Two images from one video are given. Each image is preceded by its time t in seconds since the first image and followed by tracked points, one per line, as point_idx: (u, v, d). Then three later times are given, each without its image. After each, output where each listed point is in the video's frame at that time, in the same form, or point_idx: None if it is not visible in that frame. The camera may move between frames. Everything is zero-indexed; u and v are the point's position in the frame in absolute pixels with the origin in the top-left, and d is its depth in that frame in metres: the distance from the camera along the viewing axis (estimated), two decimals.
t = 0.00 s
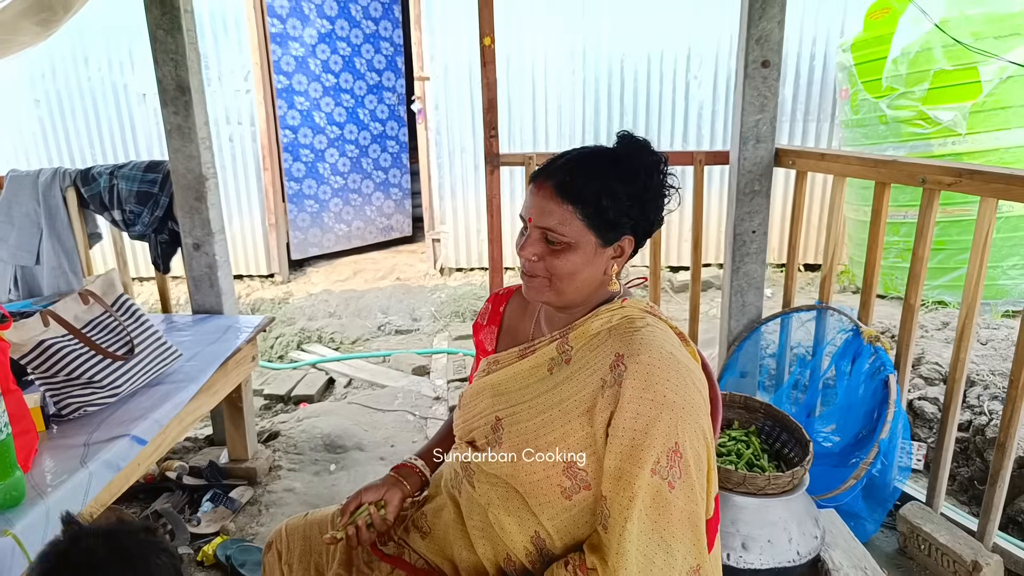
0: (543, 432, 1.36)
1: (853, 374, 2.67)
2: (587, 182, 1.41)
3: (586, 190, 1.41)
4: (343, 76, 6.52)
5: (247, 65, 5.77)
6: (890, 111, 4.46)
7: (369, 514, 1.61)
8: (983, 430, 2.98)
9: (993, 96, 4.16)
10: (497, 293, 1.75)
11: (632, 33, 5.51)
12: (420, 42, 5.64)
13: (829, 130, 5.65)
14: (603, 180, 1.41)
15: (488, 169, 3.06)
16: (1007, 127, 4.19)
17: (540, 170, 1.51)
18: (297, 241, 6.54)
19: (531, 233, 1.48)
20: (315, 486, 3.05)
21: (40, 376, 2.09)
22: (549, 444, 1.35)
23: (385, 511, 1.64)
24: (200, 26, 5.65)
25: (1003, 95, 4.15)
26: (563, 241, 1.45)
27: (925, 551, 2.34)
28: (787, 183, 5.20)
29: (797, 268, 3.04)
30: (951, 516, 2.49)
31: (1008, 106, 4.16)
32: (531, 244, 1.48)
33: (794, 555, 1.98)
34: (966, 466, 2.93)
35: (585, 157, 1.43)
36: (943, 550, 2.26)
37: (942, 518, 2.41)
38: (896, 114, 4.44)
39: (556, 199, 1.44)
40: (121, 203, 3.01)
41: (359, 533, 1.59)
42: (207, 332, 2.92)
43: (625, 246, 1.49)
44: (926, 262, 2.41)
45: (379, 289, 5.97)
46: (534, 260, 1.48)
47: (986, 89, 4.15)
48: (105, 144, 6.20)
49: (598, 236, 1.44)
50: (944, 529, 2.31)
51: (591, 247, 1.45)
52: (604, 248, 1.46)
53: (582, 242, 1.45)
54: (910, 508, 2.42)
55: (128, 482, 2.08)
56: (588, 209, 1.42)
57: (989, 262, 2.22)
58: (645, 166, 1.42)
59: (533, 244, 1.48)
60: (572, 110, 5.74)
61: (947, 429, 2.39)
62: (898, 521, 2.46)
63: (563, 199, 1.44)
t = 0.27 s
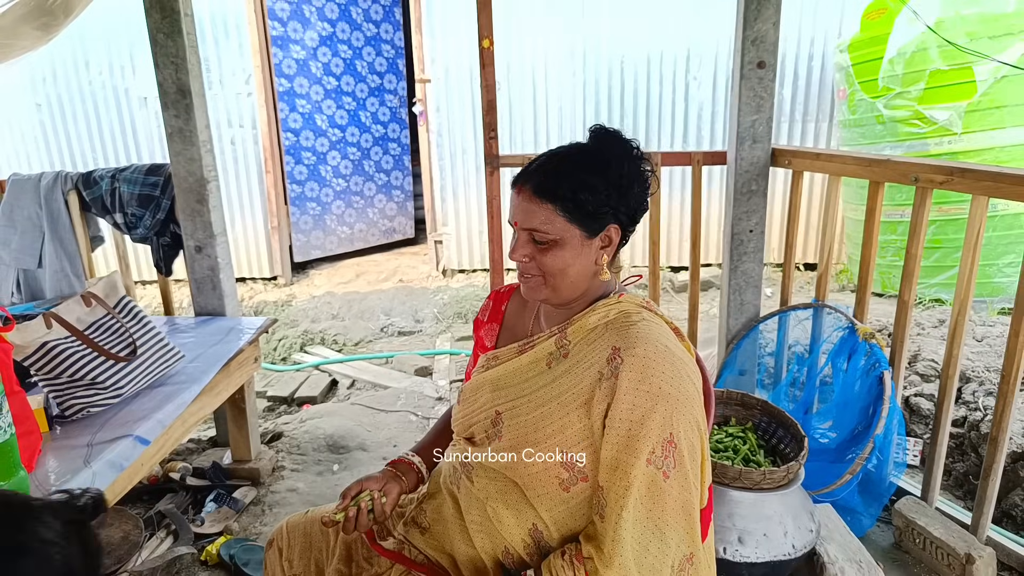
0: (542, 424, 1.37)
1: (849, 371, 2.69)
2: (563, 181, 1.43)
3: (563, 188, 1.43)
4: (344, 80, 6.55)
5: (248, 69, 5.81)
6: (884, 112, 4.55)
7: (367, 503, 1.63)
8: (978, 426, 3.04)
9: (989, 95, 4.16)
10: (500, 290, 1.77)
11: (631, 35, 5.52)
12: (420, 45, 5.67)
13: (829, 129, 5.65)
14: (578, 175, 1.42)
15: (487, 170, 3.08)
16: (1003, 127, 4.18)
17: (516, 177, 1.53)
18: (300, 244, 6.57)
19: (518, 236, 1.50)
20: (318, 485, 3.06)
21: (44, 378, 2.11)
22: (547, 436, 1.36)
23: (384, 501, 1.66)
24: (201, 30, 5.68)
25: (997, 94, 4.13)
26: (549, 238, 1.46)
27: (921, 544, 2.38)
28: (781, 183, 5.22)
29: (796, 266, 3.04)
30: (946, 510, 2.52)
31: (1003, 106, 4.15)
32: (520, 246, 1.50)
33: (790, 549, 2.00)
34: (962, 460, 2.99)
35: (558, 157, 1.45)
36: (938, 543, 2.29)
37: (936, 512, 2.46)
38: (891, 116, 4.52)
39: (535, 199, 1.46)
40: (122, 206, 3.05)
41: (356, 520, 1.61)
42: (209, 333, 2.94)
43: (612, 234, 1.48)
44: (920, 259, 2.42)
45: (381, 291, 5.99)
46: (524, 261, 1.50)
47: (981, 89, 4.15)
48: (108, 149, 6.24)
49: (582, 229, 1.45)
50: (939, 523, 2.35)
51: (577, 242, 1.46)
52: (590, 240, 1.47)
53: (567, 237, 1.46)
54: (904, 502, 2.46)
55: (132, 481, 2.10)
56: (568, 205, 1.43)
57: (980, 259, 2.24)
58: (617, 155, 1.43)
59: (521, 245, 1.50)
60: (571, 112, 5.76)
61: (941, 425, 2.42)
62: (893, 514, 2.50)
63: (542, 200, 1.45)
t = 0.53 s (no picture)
0: (527, 421, 1.41)
1: (842, 370, 2.71)
2: (545, 178, 1.47)
3: (545, 185, 1.46)
4: (345, 80, 6.59)
5: (249, 69, 5.85)
6: (884, 113, 4.53)
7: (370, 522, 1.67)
8: (970, 425, 3.07)
9: (984, 97, 4.18)
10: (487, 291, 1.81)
11: (629, 36, 5.55)
12: (421, 45, 5.69)
13: (826, 131, 5.68)
14: (560, 173, 1.46)
15: (485, 171, 3.10)
16: (998, 128, 4.21)
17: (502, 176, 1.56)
18: (300, 243, 6.61)
19: (501, 233, 1.53)
20: (316, 482, 3.09)
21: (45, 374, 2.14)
22: (532, 432, 1.39)
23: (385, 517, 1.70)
24: (202, 30, 5.72)
25: (993, 96, 4.16)
26: (531, 234, 1.49)
27: (911, 542, 2.40)
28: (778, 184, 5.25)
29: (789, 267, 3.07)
30: (937, 509, 2.55)
31: (999, 108, 4.18)
32: (503, 243, 1.53)
33: (779, 545, 2.02)
34: (954, 460, 3.01)
35: (541, 155, 1.49)
36: (928, 541, 2.32)
37: (926, 510, 2.48)
38: (888, 117, 4.52)
39: (519, 196, 1.49)
40: (124, 205, 3.08)
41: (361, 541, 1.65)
42: (208, 331, 2.98)
43: (593, 233, 1.52)
44: (912, 260, 2.45)
45: (381, 290, 6.03)
46: (507, 257, 1.53)
47: (976, 91, 4.17)
48: (110, 148, 6.29)
49: (563, 226, 1.48)
50: (929, 521, 2.38)
51: (558, 239, 1.50)
52: (571, 237, 1.50)
53: (549, 234, 1.49)
54: (896, 500, 2.49)
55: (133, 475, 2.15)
56: (550, 202, 1.46)
57: (971, 258, 2.27)
58: (600, 156, 1.46)
59: (504, 241, 1.53)
60: (570, 113, 5.79)
61: (932, 423, 2.45)
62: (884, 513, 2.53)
63: (526, 196, 1.48)
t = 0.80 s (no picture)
0: (524, 411, 1.44)
1: (843, 366, 2.72)
2: (542, 174, 1.49)
3: (542, 181, 1.49)
4: (352, 78, 6.63)
5: (258, 68, 5.90)
6: (887, 111, 4.59)
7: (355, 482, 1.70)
8: (972, 422, 3.07)
9: (991, 94, 4.17)
10: (487, 286, 1.84)
11: (635, 34, 5.57)
12: (427, 43, 5.72)
13: (833, 128, 5.68)
14: (558, 169, 1.48)
15: (489, 168, 3.13)
16: (1005, 125, 4.19)
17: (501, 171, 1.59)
18: (308, 240, 6.66)
19: (500, 227, 1.57)
20: (322, 475, 3.14)
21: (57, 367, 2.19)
22: (528, 422, 1.43)
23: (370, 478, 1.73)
24: (211, 29, 5.78)
25: (999, 93, 4.15)
26: (530, 229, 1.53)
27: (911, 538, 2.41)
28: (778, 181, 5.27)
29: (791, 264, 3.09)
30: (937, 505, 2.56)
31: (1005, 105, 4.17)
32: (502, 237, 1.57)
33: (777, 539, 2.04)
34: (957, 457, 3.01)
35: (540, 151, 1.52)
36: (928, 536, 2.33)
37: (927, 506, 2.49)
38: (893, 114, 4.56)
39: (519, 191, 1.52)
40: (133, 202, 3.12)
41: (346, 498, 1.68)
42: (216, 326, 3.02)
43: (590, 229, 1.54)
44: (913, 255, 2.46)
45: (387, 287, 6.07)
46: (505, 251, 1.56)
47: (983, 87, 4.16)
48: (121, 146, 6.37)
49: (561, 221, 1.51)
50: (930, 517, 2.38)
51: (556, 234, 1.53)
52: (569, 232, 1.53)
53: (548, 229, 1.52)
54: (897, 496, 2.50)
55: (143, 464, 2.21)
56: (547, 197, 1.49)
57: (972, 254, 2.27)
58: (597, 154, 1.49)
59: (504, 236, 1.57)
60: (576, 110, 5.81)
61: (933, 419, 2.46)
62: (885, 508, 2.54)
63: (524, 191, 1.51)
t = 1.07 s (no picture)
0: (516, 406, 1.49)
1: (839, 360, 2.74)
2: (548, 171, 1.53)
3: (549, 177, 1.52)
4: (354, 75, 6.67)
5: (260, 65, 5.94)
6: (887, 107, 4.63)
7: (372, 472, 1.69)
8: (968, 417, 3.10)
9: (991, 90, 4.17)
10: (481, 280, 1.87)
11: (636, 31, 5.59)
12: (428, 40, 5.76)
13: (833, 124, 5.69)
14: (563, 166, 1.53)
15: (488, 164, 3.17)
16: (1004, 121, 4.19)
17: (500, 168, 1.62)
18: (310, 237, 6.71)
19: (504, 224, 1.57)
20: (324, 468, 3.18)
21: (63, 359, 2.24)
22: (519, 417, 1.49)
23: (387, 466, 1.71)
24: (214, 27, 5.82)
25: (999, 89, 4.14)
26: (536, 225, 1.55)
27: (905, 531, 2.44)
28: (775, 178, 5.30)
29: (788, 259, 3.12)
30: (932, 498, 2.59)
31: (1005, 100, 4.15)
32: (506, 235, 1.57)
33: (771, 530, 2.05)
34: (952, 451, 3.03)
35: (541, 149, 1.56)
36: (921, 529, 2.36)
37: (921, 500, 2.52)
38: (893, 110, 4.60)
39: (524, 189, 1.54)
40: (138, 199, 3.17)
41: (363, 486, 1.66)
42: (219, 321, 3.07)
43: (588, 224, 1.61)
44: (908, 251, 2.49)
45: (389, 283, 6.12)
46: (510, 248, 1.57)
47: (982, 83, 4.17)
48: (125, 144, 6.42)
49: (565, 217, 1.55)
50: (923, 510, 2.41)
51: (561, 229, 1.56)
52: (571, 228, 1.58)
53: (553, 225, 1.55)
54: (891, 490, 2.53)
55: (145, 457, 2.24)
56: (553, 193, 1.53)
57: (966, 248, 2.30)
58: (596, 151, 1.56)
59: (507, 235, 1.58)
60: (577, 107, 5.84)
61: (927, 413, 2.48)
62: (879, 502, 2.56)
63: (530, 188, 1.54)
